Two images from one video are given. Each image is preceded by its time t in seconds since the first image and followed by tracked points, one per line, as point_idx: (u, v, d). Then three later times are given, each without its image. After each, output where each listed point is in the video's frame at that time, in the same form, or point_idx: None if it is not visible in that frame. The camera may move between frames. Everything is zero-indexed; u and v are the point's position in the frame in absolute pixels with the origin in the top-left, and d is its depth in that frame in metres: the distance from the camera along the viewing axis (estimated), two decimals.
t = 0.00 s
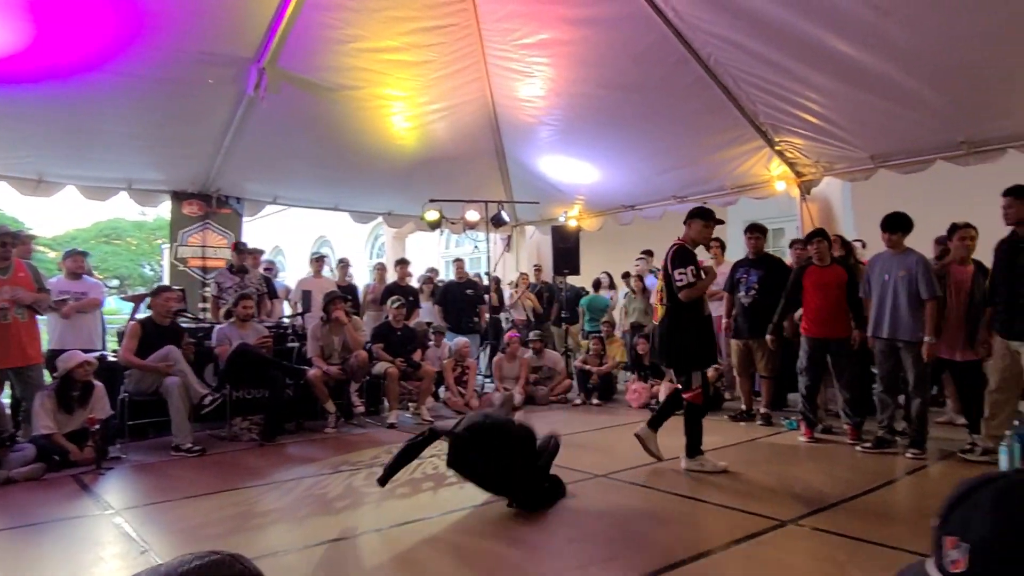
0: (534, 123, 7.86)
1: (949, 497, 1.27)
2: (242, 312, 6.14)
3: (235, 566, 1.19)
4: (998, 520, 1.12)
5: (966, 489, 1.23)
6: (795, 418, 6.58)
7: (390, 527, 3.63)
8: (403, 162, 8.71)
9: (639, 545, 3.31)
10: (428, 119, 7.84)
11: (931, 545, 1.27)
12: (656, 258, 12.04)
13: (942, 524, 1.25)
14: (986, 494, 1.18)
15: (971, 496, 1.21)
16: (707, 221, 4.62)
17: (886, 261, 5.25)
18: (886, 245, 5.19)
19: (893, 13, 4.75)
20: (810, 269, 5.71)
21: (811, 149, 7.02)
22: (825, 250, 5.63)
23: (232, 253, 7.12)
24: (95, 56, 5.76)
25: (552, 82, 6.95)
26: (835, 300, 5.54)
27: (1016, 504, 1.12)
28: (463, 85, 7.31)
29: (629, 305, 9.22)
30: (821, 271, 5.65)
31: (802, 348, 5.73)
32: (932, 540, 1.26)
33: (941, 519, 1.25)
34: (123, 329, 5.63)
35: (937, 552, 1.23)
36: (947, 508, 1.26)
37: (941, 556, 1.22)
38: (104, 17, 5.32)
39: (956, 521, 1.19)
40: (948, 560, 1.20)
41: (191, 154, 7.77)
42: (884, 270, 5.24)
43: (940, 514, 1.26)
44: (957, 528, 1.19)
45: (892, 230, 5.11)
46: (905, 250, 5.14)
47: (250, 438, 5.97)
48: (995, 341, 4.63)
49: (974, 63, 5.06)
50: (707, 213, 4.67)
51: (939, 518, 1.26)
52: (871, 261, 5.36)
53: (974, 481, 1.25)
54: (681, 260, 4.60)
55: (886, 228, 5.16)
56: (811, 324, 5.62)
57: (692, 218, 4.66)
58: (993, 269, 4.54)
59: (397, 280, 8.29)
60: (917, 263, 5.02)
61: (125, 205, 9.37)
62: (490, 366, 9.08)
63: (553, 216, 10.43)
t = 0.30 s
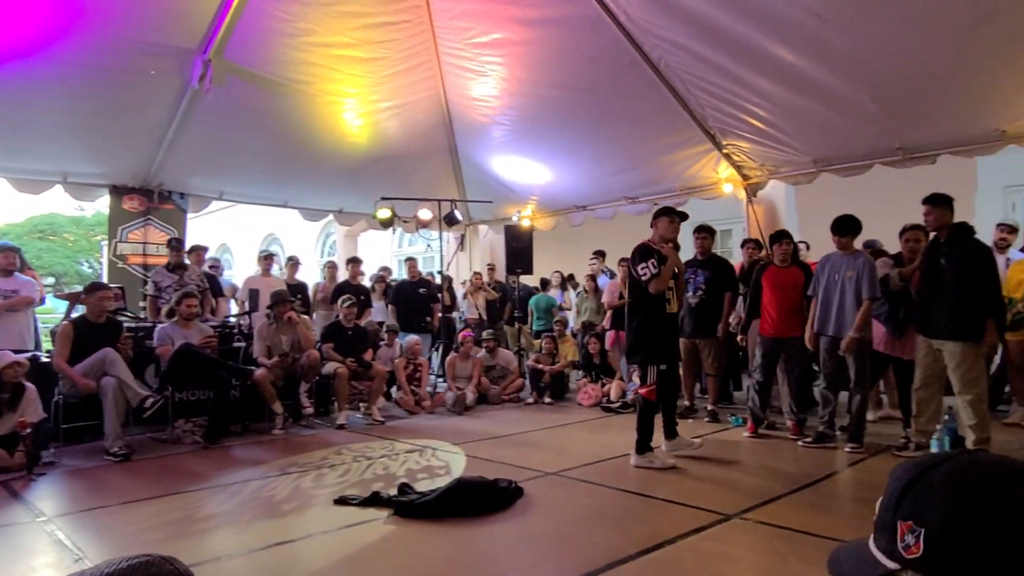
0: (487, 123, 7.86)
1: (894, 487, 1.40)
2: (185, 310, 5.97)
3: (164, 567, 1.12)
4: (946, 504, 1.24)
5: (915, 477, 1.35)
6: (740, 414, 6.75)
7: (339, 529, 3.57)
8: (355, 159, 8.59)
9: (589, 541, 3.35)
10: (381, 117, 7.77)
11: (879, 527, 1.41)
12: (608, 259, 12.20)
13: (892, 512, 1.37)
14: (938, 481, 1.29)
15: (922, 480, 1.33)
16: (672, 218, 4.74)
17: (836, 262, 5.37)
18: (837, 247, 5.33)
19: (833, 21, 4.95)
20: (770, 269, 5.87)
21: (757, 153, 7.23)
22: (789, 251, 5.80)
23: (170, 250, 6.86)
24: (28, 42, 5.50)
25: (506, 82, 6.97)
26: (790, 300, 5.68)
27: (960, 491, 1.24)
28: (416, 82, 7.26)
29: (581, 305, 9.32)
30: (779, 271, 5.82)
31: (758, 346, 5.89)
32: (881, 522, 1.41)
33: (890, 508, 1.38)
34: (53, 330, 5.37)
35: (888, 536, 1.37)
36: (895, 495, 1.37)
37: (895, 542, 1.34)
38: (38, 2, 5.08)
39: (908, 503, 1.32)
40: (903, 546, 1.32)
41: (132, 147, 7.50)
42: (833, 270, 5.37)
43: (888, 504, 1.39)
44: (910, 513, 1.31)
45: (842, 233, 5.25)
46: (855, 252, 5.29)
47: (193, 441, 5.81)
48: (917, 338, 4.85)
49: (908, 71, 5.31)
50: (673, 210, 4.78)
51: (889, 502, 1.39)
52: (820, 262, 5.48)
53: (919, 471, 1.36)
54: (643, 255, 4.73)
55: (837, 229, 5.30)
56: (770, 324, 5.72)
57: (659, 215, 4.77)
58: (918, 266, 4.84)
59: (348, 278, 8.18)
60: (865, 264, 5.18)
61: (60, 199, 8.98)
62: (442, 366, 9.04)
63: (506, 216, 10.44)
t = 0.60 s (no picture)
0: (444, 120, 7.83)
1: (876, 474, 1.17)
2: (130, 306, 5.78)
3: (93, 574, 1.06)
4: (937, 499, 1.03)
5: (899, 466, 1.12)
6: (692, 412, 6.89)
7: (288, 530, 3.52)
8: (309, 155, 8.46)
9: (542, 539, 3.36)
10: (336, 112, 7.67)
11: (856, 514, 1.18)
12: (565, 258, 12.29)
13: (873, 500, 1.15)
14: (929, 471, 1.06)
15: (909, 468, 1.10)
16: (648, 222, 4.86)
17: (790, 262, 5.51)
18: (791, 246, 5.46)
19: (783, 25, 5.11)
20: (729, 269, 5.96)
21: (709, 155, 7.38)
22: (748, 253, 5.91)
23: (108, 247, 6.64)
24: None
25: (463, 80, 6.94)
26: (746, 299, 5.82)
27: (952, 487, 1.02)
28: (372, 78, 7.18)
29: (537, 304, 9.34)
30: (738, 271, 5.93)
31: (714, 344, 6.02)
32: (858, 510, 1.18)
33: (872, 496, 1.15)
34: None
35: (865, 526, 1.14)
36: (877, 483, 1.15)
37: (873, 534, 1.12)
38: None
39: (894, 493, 1.10)
40: (882, 539, 1.10)
41: (73, 138, 7.23)
42: (788, 269, 5.50)
43: (869, 492, 1.16)
44: (896, 504, 1.09)
45: (795, 233, 5.39)
46: (808, 251, 5.43)
47: (138, 442, 5.63)
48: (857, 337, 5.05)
49: (853, 76, 5.50)
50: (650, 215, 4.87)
51: (870, 490, 1.16)
52: (775, 261, 5.60)
53: (902, 459, 1.14)
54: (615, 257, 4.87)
55: (790, 230, 5.44)
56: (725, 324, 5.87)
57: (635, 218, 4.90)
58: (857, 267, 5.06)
59: (302, 276, 8.05)
60: (817, 265, 5.31)
61: None
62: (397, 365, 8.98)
63: (463, 213, 10.42)
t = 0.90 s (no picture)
0: (404, 116, 7.76)
1: (834, 463, 1.16)
2: (81, 301, 5.57)
3: None
4: (901, 493, 1.05)
5: (858, 458, 1.12)
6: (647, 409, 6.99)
7: (240, 531, 3.44)
8: (265, 148, 8.29)
9: (499, 536, 3.38)
10: (294, 106, 7.55)
11: (812, 503, 1.18)
12: (524, 257, 12.32)
13: (831, 490, 1.14)
14: (889, 462, 1.08)
15: (871, 461, 1.10)
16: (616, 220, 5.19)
17: (744, 262, 5.65)
18: (745, 246, 5.62)
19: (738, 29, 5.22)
20: (687, 268, 6.10)
21: (666, 156, 7.48)
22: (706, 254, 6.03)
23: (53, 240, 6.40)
24: None
25: (424, 77, 6.89)
26: (703, 298, 5.92)
27: (917, 481, 1.05)
28: (330, 72, 7.09)
29: (496, 302, 9.32)
30: (696, 271, 6.04)
31: (671, 342, 6.12)
32: (815, 498, 1.18)
33: (829, 486, 1.15)
34: None
35: (822, 515, 1.15)
36: (835, 474, 1.14)
37: (830, 523, 1.12)
38: None
39: (855, 484, 1.10)
40: (838, 529, 1.11)
41: (13, 125, 6.93)
42: (742, 269, 5.64)
43: (826, 481, 1.16)
44: (854, 495, 1.10)
45: (749, 232, 5.55)
46: (761, 252, 5.59)
47: (81, 442, 5.44)
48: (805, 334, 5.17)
49: (805, 82, 5.66)
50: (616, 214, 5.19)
51: (827, 480, 1.15)
52: (730, 261, 5.74)
53: (857, 450, 1.15)
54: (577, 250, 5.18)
55: (744, 230, 5.59)
56: (683, 322, 5.96)
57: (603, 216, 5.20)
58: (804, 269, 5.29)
59: (256, 272, 7.89)
60: (771, 265, 5.48)
61: None
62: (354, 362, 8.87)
63: (422, 211, 10.36)
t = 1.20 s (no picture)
0: (368, 111, 7.67)
1: (778, 456, 1.13)
2: (41, 296, 5.47)
3: None
4: (841, 484, 1.04)
5: (801, 452, 1.10)
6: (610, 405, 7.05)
7: (196, 531, 3.37)
8: (225, 140, 8.12)
9: (462, 532, 3.37)
10: (255, 98, 7.43)
11: (756, 495, 1.15)
12: (489, 253, 12.32)
13: (775, 482, 1.12)
14: (830, 455, 1.07)
15: (813, 453, 1.09)
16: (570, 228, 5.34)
17: (704, 260, 5.75)
18: (704, 245, 5.69)
19: (701, 30, 5.30)
20: (651, 266, 6.15)
21: (631, 155, 7.55)
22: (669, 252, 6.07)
23: (9, 232, 6.20)
24: None
25: (389, 71, 6.83)
26: (666, 296, 5.97)
27: (856, 473, 1.05)
28: (293, 64, 6.99)
29: (461, 298, 9.31)
30: (660, 269, 6.10)
31: (634, 339, 6.16)
32: (758, 489, 1.15)
33: (774, 478, 1.12)
34: None
35: (765, 507, 1.12)
36: (779, 467, 1.12)
37: (774, 514, 1.10)
38: None
39: (797, 475, 1.08)
40: (782, 519, 1.09)
41: None
42: (702, 268, 5.73)
43: (770, 473, 1.13)
44: (799, 487, 1.08)
45: (710, 231, 5.60)
46: (720, 250, 5.67)
47: (28, 442, 5.24)
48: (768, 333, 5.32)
49: (765, 84, 5.77)
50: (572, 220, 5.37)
51: (772, 470, 1.13)
52: (693, 259, 5.83)
53: (801, 443, 1.13)
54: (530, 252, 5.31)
55: (703, 229, 5.64)
56: (647, 320, 6.01)
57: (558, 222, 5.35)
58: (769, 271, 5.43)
59: (215, 266, 7.71)
60: (730, 263, 5.58)
61: None
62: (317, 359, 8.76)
63: (387, 206, 10.28)
